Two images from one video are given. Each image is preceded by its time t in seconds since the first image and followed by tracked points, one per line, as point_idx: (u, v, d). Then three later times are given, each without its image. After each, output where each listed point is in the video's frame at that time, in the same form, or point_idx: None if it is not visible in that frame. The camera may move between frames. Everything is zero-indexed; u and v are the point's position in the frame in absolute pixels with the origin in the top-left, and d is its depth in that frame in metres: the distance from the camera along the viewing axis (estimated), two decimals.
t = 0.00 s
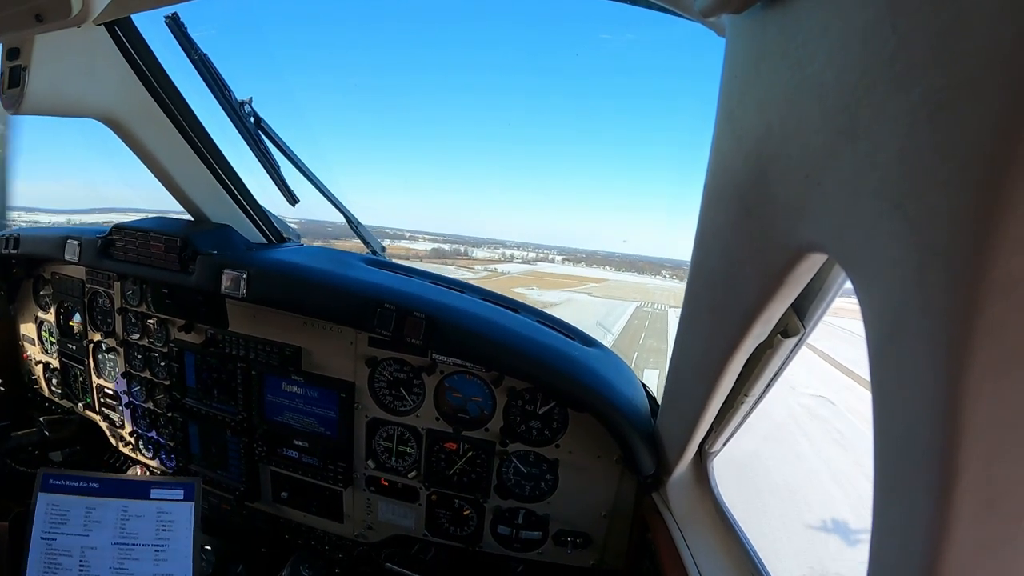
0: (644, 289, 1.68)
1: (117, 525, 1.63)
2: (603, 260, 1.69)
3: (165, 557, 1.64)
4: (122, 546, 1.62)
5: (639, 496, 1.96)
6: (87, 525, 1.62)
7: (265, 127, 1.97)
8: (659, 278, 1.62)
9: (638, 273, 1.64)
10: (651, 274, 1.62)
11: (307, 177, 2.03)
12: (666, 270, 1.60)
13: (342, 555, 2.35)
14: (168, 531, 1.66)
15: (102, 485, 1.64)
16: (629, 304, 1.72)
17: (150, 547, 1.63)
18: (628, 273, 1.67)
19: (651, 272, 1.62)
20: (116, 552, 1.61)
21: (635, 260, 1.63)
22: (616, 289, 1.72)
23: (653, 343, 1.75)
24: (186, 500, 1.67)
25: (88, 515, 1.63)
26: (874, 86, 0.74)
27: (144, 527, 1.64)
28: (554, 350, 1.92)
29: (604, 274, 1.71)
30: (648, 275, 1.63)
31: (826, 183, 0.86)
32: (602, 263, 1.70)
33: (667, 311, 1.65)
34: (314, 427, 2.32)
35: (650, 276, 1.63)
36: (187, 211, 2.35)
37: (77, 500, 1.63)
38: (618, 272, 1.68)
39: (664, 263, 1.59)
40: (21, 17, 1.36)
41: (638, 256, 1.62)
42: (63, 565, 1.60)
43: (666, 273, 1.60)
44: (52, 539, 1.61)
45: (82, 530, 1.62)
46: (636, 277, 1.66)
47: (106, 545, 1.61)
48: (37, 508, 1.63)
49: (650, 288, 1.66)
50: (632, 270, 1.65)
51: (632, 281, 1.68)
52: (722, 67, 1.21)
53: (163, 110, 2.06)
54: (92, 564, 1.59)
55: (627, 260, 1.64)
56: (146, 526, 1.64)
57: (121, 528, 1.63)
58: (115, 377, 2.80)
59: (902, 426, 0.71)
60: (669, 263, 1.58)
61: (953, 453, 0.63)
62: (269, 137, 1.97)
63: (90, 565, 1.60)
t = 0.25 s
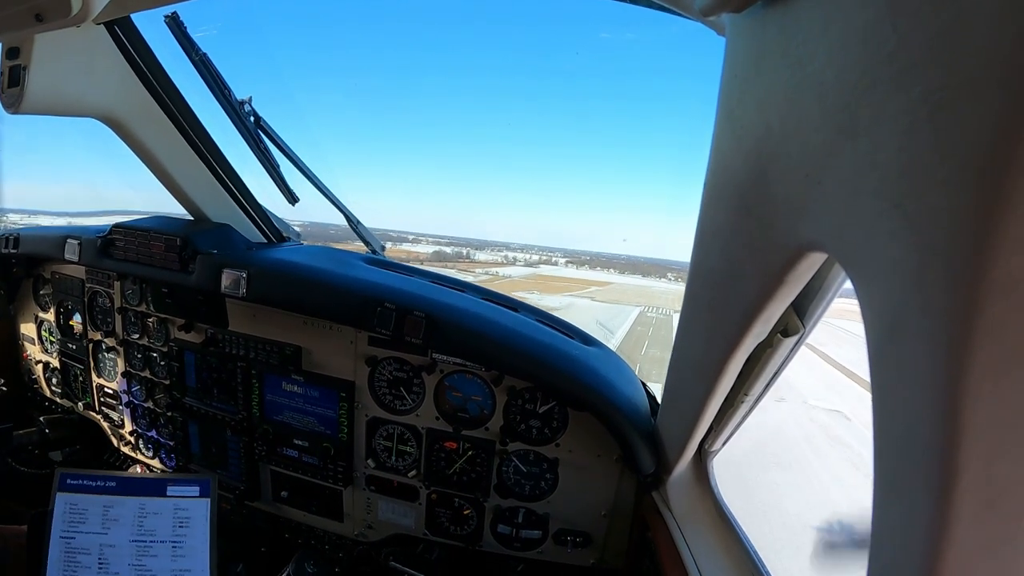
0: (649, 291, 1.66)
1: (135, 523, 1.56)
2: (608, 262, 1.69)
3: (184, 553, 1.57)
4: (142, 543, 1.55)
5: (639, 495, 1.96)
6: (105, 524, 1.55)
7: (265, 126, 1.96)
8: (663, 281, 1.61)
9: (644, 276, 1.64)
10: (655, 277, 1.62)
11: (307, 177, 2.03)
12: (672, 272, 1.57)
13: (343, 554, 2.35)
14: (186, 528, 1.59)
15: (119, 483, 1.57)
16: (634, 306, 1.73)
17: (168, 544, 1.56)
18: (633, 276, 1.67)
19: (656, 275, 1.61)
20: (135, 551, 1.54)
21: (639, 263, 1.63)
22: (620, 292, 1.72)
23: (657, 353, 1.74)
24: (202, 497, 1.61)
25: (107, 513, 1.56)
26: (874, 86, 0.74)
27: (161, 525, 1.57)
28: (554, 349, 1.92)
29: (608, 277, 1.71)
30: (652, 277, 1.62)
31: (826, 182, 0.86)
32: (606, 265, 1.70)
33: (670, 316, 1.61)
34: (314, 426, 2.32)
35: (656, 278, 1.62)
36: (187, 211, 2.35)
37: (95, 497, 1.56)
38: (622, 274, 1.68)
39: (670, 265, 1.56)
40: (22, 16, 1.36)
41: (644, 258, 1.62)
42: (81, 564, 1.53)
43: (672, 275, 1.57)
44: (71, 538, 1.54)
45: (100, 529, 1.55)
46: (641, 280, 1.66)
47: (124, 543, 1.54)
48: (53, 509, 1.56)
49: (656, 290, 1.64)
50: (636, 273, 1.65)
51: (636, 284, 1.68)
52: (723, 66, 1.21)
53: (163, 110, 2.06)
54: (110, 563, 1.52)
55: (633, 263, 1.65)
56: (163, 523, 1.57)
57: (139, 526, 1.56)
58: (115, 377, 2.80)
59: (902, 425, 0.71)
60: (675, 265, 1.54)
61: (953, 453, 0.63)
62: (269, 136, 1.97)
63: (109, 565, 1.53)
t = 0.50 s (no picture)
0: (653, 294, 1.65)
1: (141, 534, 1.56)
2: (612, 265, 1.69)
3: (187, 560, 1.57)
4: (146, 552, 1.55)
5: (639, 494, 1.96)
6: (112, 536, 1.55)
7: (265, 125, 1.96)
8: (667, 284, 1.60)
9: (648, 279, 1.64)
10: (658, 280, 1.61)
11: (306, 175, 2.03)
12: (676, 275, 1.55)
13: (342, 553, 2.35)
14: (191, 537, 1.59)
15: (124, 496, 1.58)
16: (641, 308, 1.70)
17: (172, 552, 1.56)
18: (637, 279, 1.66)
19: (661, 278, 1.60)
20: (140, 560, 1.54)
21: (643, 266, 1.64)
22: (623, 295, 1.72)
23: (659, 365, 1.79)
24: (202, 506, 1.62)
25: (113, 525, 1.56)
26: (875, 84, 0.74)
27: (165, 535, 1.58)
28: (554, 348, 1.92)
29: (611, 281, 1.71)
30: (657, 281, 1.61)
31: (826, 181, 0.86)
32: (609, 268, 1.69)
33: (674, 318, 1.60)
34: (313, 425, 2.32)
35: (660, 281, 1.61)
36: (188, 209, 2.35)
37: (102, 510, 1.57)
38: (626, 278, 1.68)
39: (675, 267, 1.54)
40: (22, 15, 1.36)
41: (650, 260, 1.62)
42: None
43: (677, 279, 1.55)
44: (80, 551, 1.54)
45: (108, 541, 1.55)
46: (645, 283, 1.65)
47: (130, 553, 1.54)
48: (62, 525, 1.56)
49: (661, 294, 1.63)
50: (641, 276, 1.65)
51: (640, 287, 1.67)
52: (723, 65, 1.21)
53: (163, 108, 2.05)
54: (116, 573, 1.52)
55: (638, 265, 1.65)
56: (167, 532, 1.58)
57: (144, 536, 1.56)
58: (115, 375, 2.81)
59: (901, 424, 0.71)
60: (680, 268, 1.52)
61: (953, 453, 0.63)
62: (269, 135, 1.97)
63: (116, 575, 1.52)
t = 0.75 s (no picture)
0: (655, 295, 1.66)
1: (148, 526, 1.48)
2: (617, 266, 1.70)
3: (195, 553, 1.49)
4: (154, 544, 1.46)
5: (639, 494, 1.96)
6: (119, 527, 1.47)
7: (265, 124, 1.96)
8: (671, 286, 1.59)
9: (650, 280, 1.64)
10: (662, 281, 1.61)
11: (307, 174, 2.03)
12: (680, 276, 1.54)
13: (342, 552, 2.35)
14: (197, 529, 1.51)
15: (130, 487, 1.49)
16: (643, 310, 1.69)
17: (180, 544, 1.48)
18: (641, 280, 1.67)
19: (665, 279, 1.60)
20: (147, 552, 1.45)
21: (645, 266, 1.64)
22: (628, 296, 1.74)
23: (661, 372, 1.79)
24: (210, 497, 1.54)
25: (119, 517, 1.47)
26: (875, 84, 0.74)
27: (173, 526, 1.50)
28: (553, 348, 1.92)
29: (614, 281, 1.73)
30: (660, 283, 1.61)
31: (826, 182, 0.86)
32: (613, 269, 1.71)
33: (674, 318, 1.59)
34: (313, 424, 2.32)
35: (664, 282, 1.61)
36: (188, 209, 2.35)
37: (106, 502, 1.47)
38: (631, 279, 1.70)
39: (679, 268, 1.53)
40: (22, 13, 1.36)
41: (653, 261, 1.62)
42: (94, 570, 1.43)
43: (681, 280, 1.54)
44: (86, 543, 1.44)
45: (115, 532, 1.46)
46: (648, 284, 1.66)
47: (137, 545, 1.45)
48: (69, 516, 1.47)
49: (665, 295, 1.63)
50: (644, 277, 1.65)
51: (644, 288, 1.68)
52: (724, 64, 1.21)
53: (163, 108, 2.05)
54: (124, 565, 1.43)
55: (643, 266, 1.65)
56: (175, 524, 1.49)
57: (151, 527, 1.48)
58: (115, 374, 2.81)
59: (901, 424, 0.71)
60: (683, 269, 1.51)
61: (953, 453, 0.63)
62: (269, 134, 1.97)
63: (123, 568, 1.44)
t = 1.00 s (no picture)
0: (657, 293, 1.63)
1: (155, 475, 1.52)
2: (618, 266, 1.68)
3: (201, 509, 1.50)
4: (159, 495, 1.49)
5: (636, 495, 1.96)
6: (124, 474, 1.51)
7: (264, 124, 1.96)
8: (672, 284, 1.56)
9: (652, 279, 1.61)
10: (663, 279, 1.58)
11: (305, 175, 2.02)
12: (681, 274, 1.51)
13: (340, 553, 2.35)
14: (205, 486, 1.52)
15: (141, 434, 1.54)
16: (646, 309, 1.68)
17: (186, 498, 1.50)
18: (641, 278, 1.63)
19: (666, 277, 1.57)
20: (152, 502, 1.49)
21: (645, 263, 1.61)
22: (629, 296, 1.71)
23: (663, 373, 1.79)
24: (224, 454, 1.55)
25: (127, 463, 1.52)
26: (874, 87, 0.74)
27: (181, 478, 1.52)
28: (552, 349, 1.92)
29: (617, 280, 1.70)
30: (662, 281, 1.58)
31: (825, 184, 0.85)
32: (613, 267, 1.68)
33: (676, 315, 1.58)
34: (311, 425, 2.32)
35: (666, 281, 1.58)
36: (186, 208, 2.35)
37: (116, 447, 1.53)
38: (631, 277, 1.66)
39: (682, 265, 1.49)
40: (21, 13, 1.36)
41: (654, 258, 1.58)
42: (97, 515, 1.48)
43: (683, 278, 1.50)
44: (89, 487, 1.49)
45: (118, 479, 1.51)
46: (650, 283, 1.62)
47: (143, 493, 1.49)
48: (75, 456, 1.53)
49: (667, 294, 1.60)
50: (646, 275, 1.62)
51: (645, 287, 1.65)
52: (723, 66, 1.21)
53: (163, 108, 2.05)
54: (126, 515, 1.47)
55: (644, 263, 1.61)
56: (183, 477, 1.52)
57: (159, 478, 1.51)
58: (113, 374, 2.80)
59: (899, 427, 0.71)
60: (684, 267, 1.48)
61: (950, 454, 0.63)
62: (268, 134, 1.97)
63: (125, 515, 1.48)
